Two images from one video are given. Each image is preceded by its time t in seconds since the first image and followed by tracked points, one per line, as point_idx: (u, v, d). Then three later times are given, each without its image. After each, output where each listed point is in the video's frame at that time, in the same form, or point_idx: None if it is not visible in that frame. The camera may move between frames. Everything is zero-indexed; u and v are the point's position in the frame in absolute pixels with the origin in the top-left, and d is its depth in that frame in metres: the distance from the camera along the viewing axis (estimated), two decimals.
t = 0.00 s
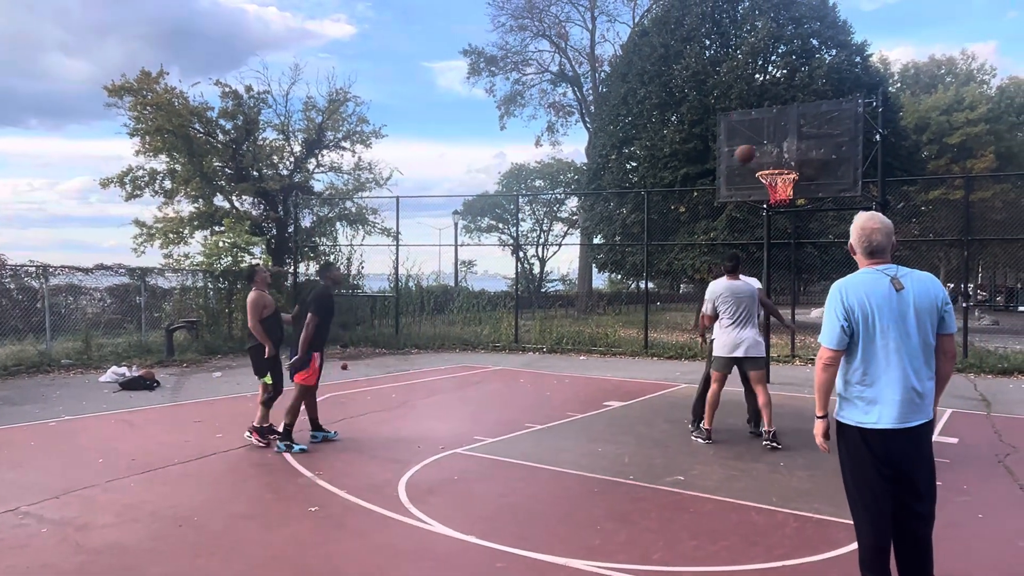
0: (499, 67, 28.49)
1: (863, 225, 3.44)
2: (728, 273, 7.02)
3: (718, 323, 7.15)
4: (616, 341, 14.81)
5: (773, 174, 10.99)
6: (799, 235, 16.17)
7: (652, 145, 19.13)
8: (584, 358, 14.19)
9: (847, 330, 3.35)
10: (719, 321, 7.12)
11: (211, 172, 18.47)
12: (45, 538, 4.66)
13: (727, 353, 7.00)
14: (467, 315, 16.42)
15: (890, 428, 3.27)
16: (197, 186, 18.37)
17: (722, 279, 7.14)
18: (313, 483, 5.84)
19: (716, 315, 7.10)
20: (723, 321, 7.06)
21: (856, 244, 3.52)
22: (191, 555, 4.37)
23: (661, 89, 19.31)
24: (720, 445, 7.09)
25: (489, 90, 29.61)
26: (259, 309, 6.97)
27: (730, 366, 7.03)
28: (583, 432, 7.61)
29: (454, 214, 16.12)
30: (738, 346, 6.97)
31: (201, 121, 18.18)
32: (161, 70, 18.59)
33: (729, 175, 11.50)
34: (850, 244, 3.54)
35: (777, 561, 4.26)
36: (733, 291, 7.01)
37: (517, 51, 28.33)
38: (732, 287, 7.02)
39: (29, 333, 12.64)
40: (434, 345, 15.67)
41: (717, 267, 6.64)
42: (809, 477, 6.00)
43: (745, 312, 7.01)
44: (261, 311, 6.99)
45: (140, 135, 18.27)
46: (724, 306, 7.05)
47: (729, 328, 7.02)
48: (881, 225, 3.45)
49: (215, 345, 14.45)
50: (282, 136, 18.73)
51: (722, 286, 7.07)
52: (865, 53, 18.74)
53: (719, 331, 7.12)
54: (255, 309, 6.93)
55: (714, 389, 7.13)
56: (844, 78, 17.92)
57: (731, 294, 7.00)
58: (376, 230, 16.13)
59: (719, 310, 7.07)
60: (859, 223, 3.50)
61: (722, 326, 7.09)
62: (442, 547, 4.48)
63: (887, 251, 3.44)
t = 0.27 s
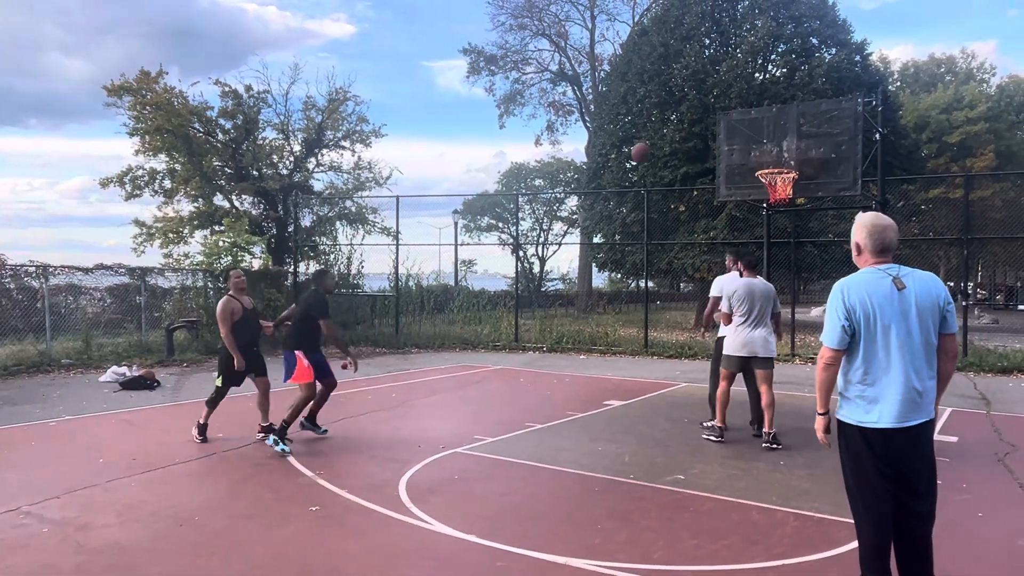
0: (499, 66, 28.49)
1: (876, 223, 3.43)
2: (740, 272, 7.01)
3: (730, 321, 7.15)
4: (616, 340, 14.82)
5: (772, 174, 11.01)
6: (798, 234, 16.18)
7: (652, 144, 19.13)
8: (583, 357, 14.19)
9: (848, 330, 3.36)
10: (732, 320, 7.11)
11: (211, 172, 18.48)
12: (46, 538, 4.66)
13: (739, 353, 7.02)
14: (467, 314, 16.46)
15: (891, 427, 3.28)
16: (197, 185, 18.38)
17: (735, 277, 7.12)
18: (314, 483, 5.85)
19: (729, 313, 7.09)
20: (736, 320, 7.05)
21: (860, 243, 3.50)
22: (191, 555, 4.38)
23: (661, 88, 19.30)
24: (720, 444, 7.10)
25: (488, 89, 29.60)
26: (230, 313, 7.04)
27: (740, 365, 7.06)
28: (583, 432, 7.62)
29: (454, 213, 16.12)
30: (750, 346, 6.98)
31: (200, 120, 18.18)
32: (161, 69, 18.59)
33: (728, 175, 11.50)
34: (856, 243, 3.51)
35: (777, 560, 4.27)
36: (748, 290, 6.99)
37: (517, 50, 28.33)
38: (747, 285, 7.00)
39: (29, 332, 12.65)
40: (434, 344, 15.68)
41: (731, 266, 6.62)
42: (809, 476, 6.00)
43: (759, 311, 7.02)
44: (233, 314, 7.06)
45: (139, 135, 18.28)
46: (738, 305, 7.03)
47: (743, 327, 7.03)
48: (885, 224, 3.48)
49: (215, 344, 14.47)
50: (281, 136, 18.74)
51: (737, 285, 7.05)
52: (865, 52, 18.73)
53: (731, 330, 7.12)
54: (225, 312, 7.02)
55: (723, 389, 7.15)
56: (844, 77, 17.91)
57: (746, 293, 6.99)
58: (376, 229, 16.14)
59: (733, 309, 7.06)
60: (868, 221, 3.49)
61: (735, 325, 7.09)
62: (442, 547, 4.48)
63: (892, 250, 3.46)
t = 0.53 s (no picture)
0: (500, 65, 28.48)
1: (890, 222, 3.42)
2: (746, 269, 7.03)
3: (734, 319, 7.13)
4: (617, 338, 14.81)
5: (774, 172, 11.01)
6: (800, 232, 16.16)
7: (653, 142, 19.10)
8: (585, 355, 14.19)
9: (852, 325, 3.35)
10: (738, 318, 7.09)
11: (212, 171, 18.48)
12: (48, 537, 4.67)
13: (748, 350, 6.99)
14: (469, 313, 16.51)
15: (894, 424, 3.28)
16: (198, 185, 18.39)
17: (738, 275, 7.15)
18: (316, 481, 5.85)
19: (735, 311, 7.07)
20: (743, 317, 7.03)
21: (868, 240, 3.48)
22: (194, 554, 4.38)
23: (662, 86, 19.28)
24: (722, 442, 7.09)
25: (489, 87, 29.57)
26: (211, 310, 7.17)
27: (747, 362, 7.03)
28: (584, 430, 7.62)
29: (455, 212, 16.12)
30: (758, 343, 6.98)
31: (202, 120, 18.19)
32: (162, 69, 18.60)
33: (730, 173, 11.50)
34: (865, 238, 3.48)
35: (779, 558, 4.27)
36: (753, 287, 7.02)
37: (518, 49, 28.31)
38: (753, 283, 7.03)
39: (31, 332, 12.66)
40: (436, 343, 15.69)
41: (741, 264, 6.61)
42: (811, 474, 6.01)
43: (764, 308, 7.04)
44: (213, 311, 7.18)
45: (140, 134, 18.29)
46: (744, 302, 7.02)
47: (750, 324, 7.01)
48: (892, 222, 3.49)
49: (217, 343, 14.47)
50: (282, 135, 18.76)
51: (742, 282, 7.07)
52: (866, 50, 18.70)
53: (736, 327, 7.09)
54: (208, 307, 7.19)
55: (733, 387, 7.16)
56: (845, 75, 17.88)
57: (751, 290, 7.01)
58: (377, 228, 16.14)
59: (739, 306, 7.04)
60: (878, 218, 3.47)
61: (740, 322, 7.07)
62: (444, 545, 4.48)
63: (898, 249, 3.47)
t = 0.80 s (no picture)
0: (502, 64, 28.46)
1: (890, 220, 3.42)
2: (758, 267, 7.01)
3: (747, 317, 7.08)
4: (619, 337, 14.81)
5: (776, 170, 10.99)
6: (802, 230, 16.14)
7: (655, 140, 19.07)
8: (587, 354, 14.19)
9: (856, 322, 3.35)
10: (751, 315, 7.04)
11: (214, 170, 18.50)
12: (52, 536, 4.68)
13: (763, 348, 6.97)
14: (472, 312, 16.44)
15: (897, 421, 3.27)
16: (200, 184, 18.41)
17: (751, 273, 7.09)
18: (318, 480, 5.86)
19: (750, 309, 7.01)
20: (758, 315, 6.99)
21: (870, 238, 3.48)
22: (197, 552, 4.39)
23: (664, 84, 19.25)
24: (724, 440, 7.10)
25: (491, 86, 29.55)
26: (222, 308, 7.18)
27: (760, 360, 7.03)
28: (587, 428, 7.63)
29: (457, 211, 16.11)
30: (771, 341, 6.98)
31: (203, 119, 18.20)
32: (164, 68, 18.61)
33: (732, 171, 11.50)
34: (867, 236, 3.48)
35: (781, 556, 4.27)
36: (768, 286, 7.00)
37: (520, 48, 28.28)
38: (767, 281, 7.00)
39: (34, 331, 12.68)
40: (438, 342, 15.70)
41: (761, 261, 6.56)
42: (814, 471, 6.01)
43: (778, 306, 7.04)
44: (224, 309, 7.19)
45: (143, 134, 18.31)
46: (760, 300, 6.97)
47: (764, 322, 6.99)
48: (892, 219, 3.49)
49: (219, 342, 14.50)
50: (284, 134, 18.76)
51: (756, 280, 7.03)
52: (868, 47, 18.67)
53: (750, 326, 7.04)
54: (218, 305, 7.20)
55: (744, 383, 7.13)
56: (847, 73, 17.85)
57: (766, 288, 6.99)
58: (379, 227, 16.14)
59: (755, 304, 6.98)
60: (879, 217, 3.47)
61: (755, 320, 7.03)
62: (446, 543, 4.49)
63: (899, 245, 3.48)
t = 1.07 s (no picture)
0: (504, 62, 28.44)
1: (883, 217, 3.44)
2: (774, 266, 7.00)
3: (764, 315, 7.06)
4: (622, 335, 14.79)
5: (779, 167, 10.97)
6: (805, 228, 16.12)
7: (657, 139, 19.04)
8: (589, 352, 14.18)
9: (856, 320, 3.34)
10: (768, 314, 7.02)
11: (216, 169, 18.51)
12: (56, 534, 4.69)
13: (781, 346, 6.96)
14: (473, 310, 16.38)
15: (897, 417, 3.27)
16: (203, 183, 18.41)
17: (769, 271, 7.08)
18: (321, 479, 5.87)
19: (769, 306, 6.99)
20: (777, 313, 6.97)
21: (865, 236, 3.51)
22: (200, 551, 4.40)
23: (666, 82, 19.22)
24: (727, 438, 7.09)
25: (493, 84, 29.53)
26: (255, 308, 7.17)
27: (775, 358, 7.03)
28: (589, 426, 7.62)
29: (459, 209, 16.11)
30: (789, 338, 6.99)
31: (206, 118, 18.22)
32: (166, 68, 18.61)
33: (735, 169, 11.49)
34: (861, 236, 3.50)
35: (784, 554, 4.26)
36: (786, 285, 6.98)
37: (522, 46, 28.25)
38: (785, 279, 7.00)
39: (37, 330, 12.70)
40: (440, 340, 15.70)
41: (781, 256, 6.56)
42: (816, 469, 6.00)
43: (794, 305, 7.04)
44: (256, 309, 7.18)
45: (145, 133, 18.32)
46: (779, 297, 6.95)
47: (783, 320, 6.98)
48: (886, 216, 3.51)
49: (222, 341, 14.53)
50: (287, 133, 18.77)
51: (774, 278, 7.01)
52: (871, 44, 18.62)
53: (768, 325, 7.02)
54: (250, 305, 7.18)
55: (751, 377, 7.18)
56: (850, 70, 17.80)
57: (785, 286, 6.99)
58: (381, 226, 16.14)
59: (775, 302, 6.95)
60: (871, 215, 3.49)
61: (772, 319, 7.01)
62: (449, 542, 4.49)
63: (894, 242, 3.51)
